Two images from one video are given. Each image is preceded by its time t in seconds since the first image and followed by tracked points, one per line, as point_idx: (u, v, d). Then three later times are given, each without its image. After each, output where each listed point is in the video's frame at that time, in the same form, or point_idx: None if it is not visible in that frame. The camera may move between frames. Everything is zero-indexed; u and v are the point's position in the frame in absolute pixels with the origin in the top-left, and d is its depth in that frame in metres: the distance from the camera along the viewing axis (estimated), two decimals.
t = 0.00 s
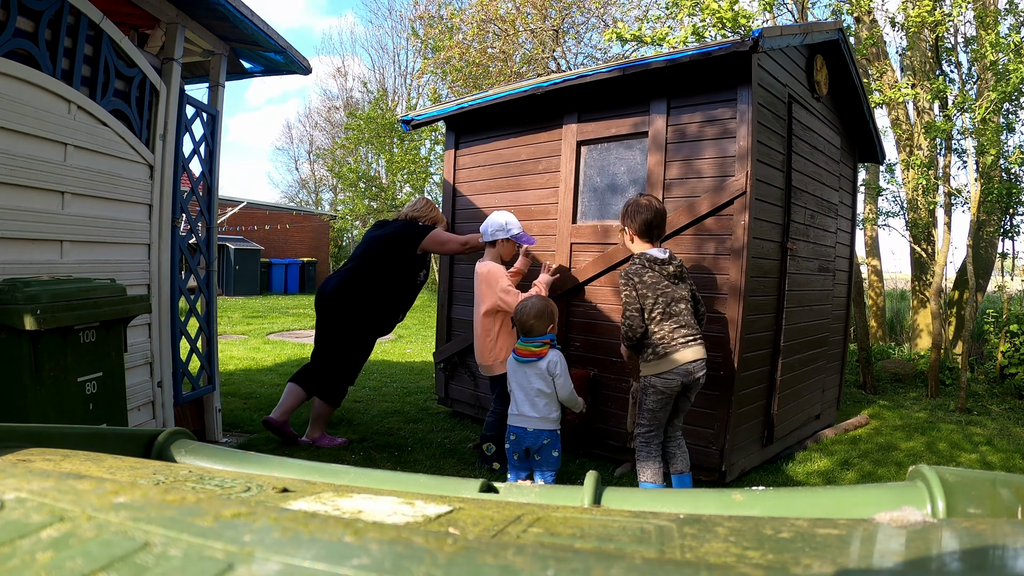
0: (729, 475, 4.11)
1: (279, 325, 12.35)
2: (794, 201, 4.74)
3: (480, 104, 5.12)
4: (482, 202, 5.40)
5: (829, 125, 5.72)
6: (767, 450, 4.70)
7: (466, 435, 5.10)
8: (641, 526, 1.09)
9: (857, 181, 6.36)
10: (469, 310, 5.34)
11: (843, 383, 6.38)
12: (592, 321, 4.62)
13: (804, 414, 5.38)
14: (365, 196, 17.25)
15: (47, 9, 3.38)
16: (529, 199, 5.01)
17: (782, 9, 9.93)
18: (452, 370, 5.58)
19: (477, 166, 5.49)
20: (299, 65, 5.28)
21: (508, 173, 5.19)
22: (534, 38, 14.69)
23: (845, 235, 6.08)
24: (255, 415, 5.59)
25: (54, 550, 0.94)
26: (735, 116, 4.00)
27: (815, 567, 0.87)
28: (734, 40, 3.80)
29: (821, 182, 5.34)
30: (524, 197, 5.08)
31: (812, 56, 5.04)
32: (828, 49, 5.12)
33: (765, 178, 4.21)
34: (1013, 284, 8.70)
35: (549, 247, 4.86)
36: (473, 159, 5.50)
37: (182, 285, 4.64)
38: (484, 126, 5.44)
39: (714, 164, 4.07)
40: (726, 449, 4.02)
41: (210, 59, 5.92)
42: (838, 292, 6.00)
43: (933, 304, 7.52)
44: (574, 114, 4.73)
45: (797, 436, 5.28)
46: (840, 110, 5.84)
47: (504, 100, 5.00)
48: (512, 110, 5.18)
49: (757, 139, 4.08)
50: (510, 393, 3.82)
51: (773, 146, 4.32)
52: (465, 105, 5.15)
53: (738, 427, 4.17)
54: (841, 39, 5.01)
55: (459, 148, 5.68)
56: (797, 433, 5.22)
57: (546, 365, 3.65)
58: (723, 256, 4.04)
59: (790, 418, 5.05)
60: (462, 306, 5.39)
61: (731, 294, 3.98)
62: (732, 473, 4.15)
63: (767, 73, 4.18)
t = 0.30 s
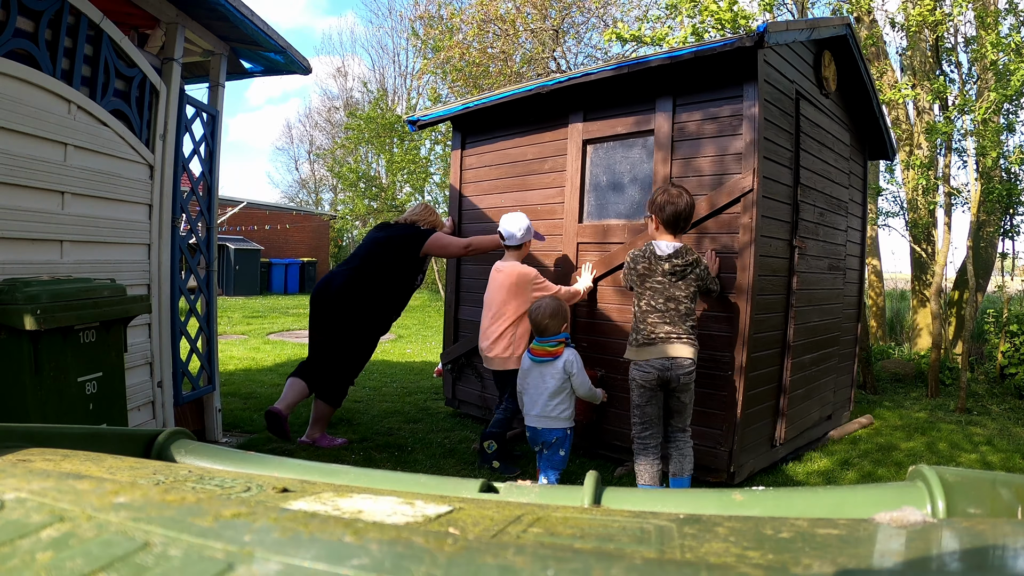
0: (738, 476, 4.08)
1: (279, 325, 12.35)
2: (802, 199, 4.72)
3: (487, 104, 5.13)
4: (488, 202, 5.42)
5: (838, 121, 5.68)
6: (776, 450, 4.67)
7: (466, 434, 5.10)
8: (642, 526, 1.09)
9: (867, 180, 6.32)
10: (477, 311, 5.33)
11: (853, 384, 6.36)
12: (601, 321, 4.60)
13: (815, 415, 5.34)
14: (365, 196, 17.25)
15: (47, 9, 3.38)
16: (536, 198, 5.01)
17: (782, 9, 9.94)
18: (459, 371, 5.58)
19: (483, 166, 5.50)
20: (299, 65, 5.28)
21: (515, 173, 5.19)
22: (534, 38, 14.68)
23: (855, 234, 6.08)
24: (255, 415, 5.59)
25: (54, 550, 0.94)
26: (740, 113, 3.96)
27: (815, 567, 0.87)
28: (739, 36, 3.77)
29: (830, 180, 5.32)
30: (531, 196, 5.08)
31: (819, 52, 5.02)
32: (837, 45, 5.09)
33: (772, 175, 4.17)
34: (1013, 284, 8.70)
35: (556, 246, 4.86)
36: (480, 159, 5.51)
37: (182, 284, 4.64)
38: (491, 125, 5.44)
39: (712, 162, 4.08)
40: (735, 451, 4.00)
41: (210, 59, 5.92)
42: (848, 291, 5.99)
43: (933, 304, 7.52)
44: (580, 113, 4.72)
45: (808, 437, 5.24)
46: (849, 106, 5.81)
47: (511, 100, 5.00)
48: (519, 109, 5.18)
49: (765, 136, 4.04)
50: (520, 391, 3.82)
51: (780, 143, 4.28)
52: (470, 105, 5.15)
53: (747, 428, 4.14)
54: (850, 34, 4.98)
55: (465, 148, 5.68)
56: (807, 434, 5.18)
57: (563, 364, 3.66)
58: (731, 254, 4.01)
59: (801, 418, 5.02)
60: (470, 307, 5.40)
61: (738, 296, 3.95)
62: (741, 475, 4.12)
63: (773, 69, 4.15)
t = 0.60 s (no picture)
0: (752, 478, 4.01)
1: (279, 325, 12.35)
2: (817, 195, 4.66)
3: (498, 101, 5.12)
4: (500, 200, 5.41)
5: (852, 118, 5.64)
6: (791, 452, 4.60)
7: (466, 435, 5.10)
8: (642, 526, 1.09)
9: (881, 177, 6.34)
10: (489, 311, 5.33)
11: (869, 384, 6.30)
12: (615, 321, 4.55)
13: (831, 415, 5.26)
14: (365, 196, 17.25)
15: (47, 9, 3.38)
16: (550, 197, 4.99)
17: (782, 9, 9.94)
18: (471, 372, 5.58)
19: (495, 165, 5.49)
20: (299, 65, 5.28)
21: (527, 172, 5.18)
22: (534, 38, 14.67)
23: (869, 233, 6.05)
24: (255, 415, 5.59)
25: (54, 550, 0.94)
26: (755, 109, 3.91)
27: (815, 567, 0.87)
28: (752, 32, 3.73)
29: (844, 177, 5.27)
30: (543, 195, 5.06)
31: (833, 49, 4.97)
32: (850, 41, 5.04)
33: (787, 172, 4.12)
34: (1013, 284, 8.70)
35: (570, 246, 4.84)
36: (492, 158, 5.51)
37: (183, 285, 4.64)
38: (503, 124, 5.43)
39: (713, 161, 4.08)
40: (749, 451, 3.93)
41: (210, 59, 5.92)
42: (864, 290, 5.97)
43: (933, 304, 7.52)
44: (593, 111, 4.69)
45: (824, 439, 5.17)
46: (862, 102, 5.76)
47: (523, 98, 4.99)
48: (532, 107, 5.16)
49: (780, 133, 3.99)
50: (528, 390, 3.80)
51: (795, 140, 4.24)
52: (481, 103, 5.14)
53: (762, 428, 4.07)
54: (863, 31, 4.93)
55: (477, 147, 5.67)
56: (823, 436, 5.10)
57: (569, 363, 3.64)
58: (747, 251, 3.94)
59: (816, 419, 4.95)
60: (480, 307, 5.41)
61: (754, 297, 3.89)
62: (755, 476, 4.04)
63: (787, 65, 4.10)
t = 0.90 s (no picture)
0: (769, 482, 3.97)
1: (279, 325, 12.35)
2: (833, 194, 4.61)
3: (508, 100, 5.10)
4: (510, 199, 5.38)
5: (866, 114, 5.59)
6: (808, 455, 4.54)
7: (466, 434, 5.10)
8: (642, 526, 1.09)
9: (896, 176, 6.33)
10: (500, 312, 5.32)
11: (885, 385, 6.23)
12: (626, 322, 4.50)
13: (847, 417, 5.20)
14: (365, 196, 17.27)
15: (47, 9, 3.38)
16: (560, 196, 4.95)
17: (782, 9, 9.94)
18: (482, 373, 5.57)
19: (505, 164, 5.46)
20: (299, 65, 5.28)
21: (537, 172, 5.15)
22: (534, 38, 14.66)
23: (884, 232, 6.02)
24: (255, 415, 5.59)
25: (54, 550, 0.94)
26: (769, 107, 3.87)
27: (815, 567, 0.87)
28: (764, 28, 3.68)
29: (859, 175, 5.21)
30: (554, 195, 5.02)
31: (846, 45, 4.91)
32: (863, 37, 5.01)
33: (801, 170, 4.07)
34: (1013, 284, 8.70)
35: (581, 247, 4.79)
36: (502, 158, 5.47)
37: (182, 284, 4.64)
38: (514, 123, 5.39)
39: (711, 160, 4.10)
40: (765, 456, 3.89)
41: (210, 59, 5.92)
42: (880, 289, 5.97)
43: (933, 304, 7.52)
44: (604, 110, 4.65)
45: (840, 441, 5.11)
46: (876, 98, 5.72)
47: (533, 96, 4.94)
48: (542, 105, 5.10)
49: (795, 130, 3.94)
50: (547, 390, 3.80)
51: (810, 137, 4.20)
52: (490, 102, 5.12)
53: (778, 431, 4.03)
54: (876, 26, 4.89)
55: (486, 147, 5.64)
56: (838, 438, 5.05)
57: (589, 366, 3.64)
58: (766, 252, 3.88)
59: (833, 420, 4.89)
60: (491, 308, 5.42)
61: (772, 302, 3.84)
62: (772, 479, 4.00)
63: (801, 62, 4.06)
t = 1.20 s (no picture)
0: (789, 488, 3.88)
1: (279, 325, 12.35)
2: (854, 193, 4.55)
3: (521, 98, 5.03)
4: (523, 198, 5.32)
5: (885, 111, 5.52)
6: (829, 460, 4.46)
7: (466, 434, 5.10)
8: (642, 526, 1.09)
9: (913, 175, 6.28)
10: (513, 313, 5.30)
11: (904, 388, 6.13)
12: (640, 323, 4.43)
13: (867, 420, 5.11)
14: (365, 196, 17.29)
15: (47, 9, 3.38)
16: (575, 195, 4.89)
17: (782, 9, 9.94)
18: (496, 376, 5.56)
19: (518, 163, 5.40)
20: (299, 65, 5.28)
21: (552, 170, 5.08)
22: (534, 38, 14.64)
23: (904, 231, 5.98)
24: (255, 415, 5.59)
25: (54, 550, 0.94)
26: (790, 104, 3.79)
27: (815, 567, 0.87)
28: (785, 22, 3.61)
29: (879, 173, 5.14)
30: (568, 195, 4.96)
31: (868, 40, 4.87)
32: (884, 32, 4.96)
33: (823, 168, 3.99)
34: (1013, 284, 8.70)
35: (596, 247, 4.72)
36: (515, 156, 5.41)
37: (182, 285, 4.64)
38: (527, 121, 5.32)
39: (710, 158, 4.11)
40: (785, 461, 3.81)
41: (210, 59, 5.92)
42: (899, 289, 5.88)
43: (933, 304, 7.51)
44: (620, 107, 4.58)
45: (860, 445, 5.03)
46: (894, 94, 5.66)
47: (545, 95, 4.89)
48: (556, 103, 5.03)
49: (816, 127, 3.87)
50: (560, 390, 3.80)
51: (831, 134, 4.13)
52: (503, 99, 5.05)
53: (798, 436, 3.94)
54: (897, 21, 4.84)
55: (499, 145, 5.58)
56: (859, 443, 4.96)
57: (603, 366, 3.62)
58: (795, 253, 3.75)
59: (853, 425, 4.80)
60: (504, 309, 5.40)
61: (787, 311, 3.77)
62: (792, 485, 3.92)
63: (822, 57, 3.99)
